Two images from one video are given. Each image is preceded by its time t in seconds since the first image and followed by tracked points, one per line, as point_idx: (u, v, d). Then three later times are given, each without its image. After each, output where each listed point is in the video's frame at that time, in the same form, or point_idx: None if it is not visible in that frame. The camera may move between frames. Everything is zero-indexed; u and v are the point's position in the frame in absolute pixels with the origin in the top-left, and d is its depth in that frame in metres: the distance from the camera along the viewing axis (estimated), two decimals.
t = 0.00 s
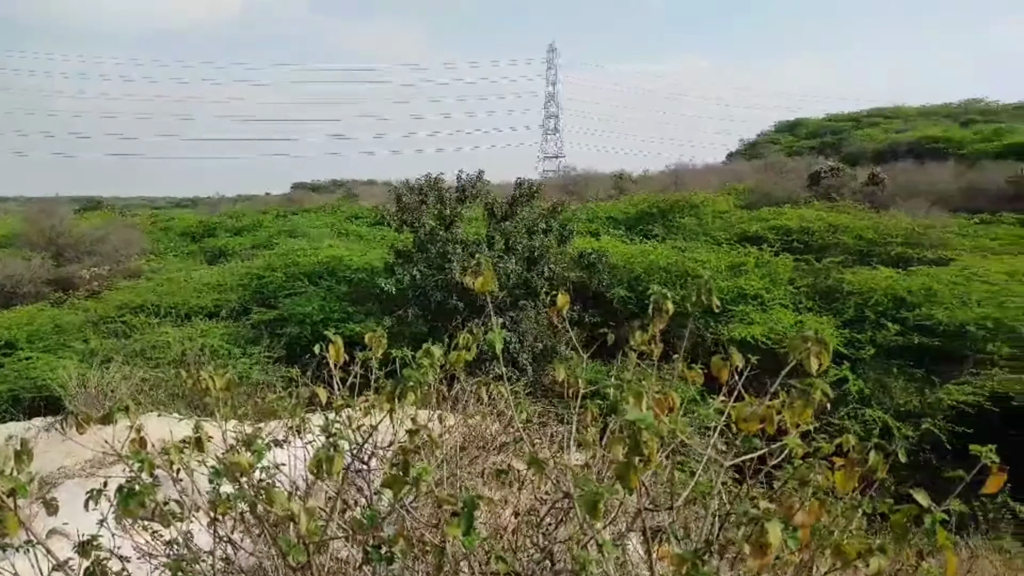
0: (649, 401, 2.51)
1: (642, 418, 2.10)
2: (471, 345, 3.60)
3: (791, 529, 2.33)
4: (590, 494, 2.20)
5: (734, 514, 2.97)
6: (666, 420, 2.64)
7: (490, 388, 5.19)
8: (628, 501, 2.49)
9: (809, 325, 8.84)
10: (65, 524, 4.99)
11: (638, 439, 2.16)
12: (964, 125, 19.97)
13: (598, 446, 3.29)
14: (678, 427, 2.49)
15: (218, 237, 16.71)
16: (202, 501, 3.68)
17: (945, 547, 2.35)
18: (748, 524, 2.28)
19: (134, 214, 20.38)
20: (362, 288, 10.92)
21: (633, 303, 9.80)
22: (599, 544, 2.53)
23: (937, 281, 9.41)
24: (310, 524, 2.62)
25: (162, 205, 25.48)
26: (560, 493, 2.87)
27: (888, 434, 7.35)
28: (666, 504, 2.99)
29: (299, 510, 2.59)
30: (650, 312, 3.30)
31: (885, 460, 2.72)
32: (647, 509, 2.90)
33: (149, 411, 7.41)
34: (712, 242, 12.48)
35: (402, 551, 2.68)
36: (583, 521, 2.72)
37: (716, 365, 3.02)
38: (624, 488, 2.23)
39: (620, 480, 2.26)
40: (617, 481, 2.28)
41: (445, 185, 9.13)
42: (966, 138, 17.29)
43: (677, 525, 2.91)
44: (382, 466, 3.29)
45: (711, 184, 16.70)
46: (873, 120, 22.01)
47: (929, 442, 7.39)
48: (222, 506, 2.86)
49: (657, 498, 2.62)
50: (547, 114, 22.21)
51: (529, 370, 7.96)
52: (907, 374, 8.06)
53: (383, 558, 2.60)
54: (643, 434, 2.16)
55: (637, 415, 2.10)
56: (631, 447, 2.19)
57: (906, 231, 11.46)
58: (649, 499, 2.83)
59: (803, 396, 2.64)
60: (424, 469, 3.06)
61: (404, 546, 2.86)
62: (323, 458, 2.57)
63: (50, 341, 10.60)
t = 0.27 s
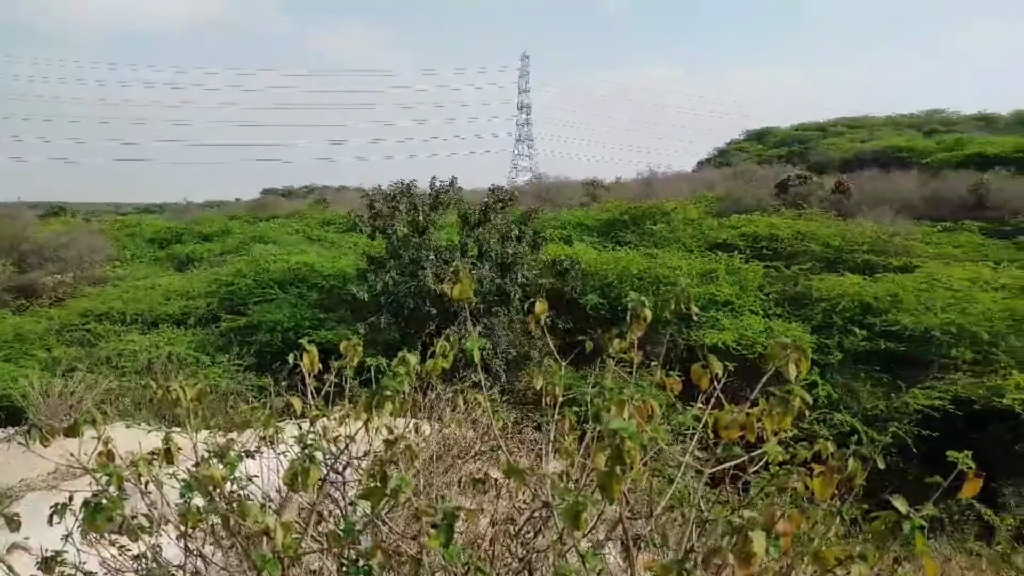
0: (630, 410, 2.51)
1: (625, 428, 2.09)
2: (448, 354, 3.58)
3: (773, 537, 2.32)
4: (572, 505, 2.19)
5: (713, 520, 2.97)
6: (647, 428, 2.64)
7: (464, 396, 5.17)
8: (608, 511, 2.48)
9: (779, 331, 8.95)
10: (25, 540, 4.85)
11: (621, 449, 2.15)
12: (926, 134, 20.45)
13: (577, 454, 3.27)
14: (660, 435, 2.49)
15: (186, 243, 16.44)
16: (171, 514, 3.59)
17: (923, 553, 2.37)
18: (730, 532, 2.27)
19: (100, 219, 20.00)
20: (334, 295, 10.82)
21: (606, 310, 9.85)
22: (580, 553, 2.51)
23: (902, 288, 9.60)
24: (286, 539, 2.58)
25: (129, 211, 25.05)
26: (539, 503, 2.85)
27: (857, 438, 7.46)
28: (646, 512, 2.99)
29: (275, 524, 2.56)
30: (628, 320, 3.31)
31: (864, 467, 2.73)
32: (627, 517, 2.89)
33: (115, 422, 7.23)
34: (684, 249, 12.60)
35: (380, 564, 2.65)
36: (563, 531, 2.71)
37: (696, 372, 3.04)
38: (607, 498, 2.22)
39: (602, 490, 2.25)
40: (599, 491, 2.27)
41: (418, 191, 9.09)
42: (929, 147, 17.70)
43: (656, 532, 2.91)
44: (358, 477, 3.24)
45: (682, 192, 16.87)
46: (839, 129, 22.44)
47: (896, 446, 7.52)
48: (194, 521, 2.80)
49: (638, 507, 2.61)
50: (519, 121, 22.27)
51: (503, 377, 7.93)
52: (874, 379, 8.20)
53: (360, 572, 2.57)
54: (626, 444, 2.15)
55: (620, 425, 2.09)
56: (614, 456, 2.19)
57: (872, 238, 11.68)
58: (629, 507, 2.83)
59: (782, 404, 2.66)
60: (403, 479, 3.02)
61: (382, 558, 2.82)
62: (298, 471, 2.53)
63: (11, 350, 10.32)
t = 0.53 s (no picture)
0: (619, 411, 2.50)
1: (615, 430, 2.09)
2: (433, 356, 3.56)
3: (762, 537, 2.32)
4: (562, 508, 2.19)
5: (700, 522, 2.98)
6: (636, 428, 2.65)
7: (446, 398, 5.14)
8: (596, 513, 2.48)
9: (759, 331, 9.02)
10: None
11: (611, 450, 2.15)
12: (902, 136, 20.74)
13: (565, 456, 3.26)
14: (648, 437, 2.49)
15: (164, 244, 16.25)
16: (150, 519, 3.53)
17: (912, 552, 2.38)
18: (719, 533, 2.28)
19: (75, 220, 19.70)
20: (314, 296, 10.74)
21: (588, 310, 9.88)
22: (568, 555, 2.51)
23: (880, 288, 9.71)
24: (269, 546, 2.55)
25: (105, 212, 24.70)
26: (527, 505, 2.84)
27: (837, 437, 7.53)
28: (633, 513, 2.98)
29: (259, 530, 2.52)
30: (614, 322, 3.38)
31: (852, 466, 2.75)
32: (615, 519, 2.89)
33: (92, 426, 7.11)
34: (665, 249, 12.66)
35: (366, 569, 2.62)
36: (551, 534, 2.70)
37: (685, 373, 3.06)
38: (597, 500, 2.22)
39: (592, 492, 2.25)
40: (590, 493, 2.27)
41: (399, 191, 9.06)
42: (905, 149, 17.94)
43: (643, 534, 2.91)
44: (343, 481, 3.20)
45: (663, 193, 16.96)
46: (817, 132, 22.68)
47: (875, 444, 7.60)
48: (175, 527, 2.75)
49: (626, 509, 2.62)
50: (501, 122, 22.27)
51: (485, 377, 7.91)
52: (852, 378, 8.29)
53: None
54: (616, 446, 2.15)
55: (611, 427, 2.09)
56: (604, 458, 2.18)
57: (850, 238, 11.82)
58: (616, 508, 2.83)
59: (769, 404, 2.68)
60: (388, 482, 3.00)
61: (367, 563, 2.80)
62: (282, 476, 2.50)
63: None
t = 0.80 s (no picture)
0: (597, 412, 2.51)
1: (595, 431, 2.10)
2: (408, 357, 3.53)
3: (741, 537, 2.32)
4: (539, 510, 2.18)
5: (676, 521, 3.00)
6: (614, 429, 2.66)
7: (421, 398, 5.12)
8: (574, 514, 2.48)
9: (732, 331, 9.11)
10: None
11: (590, 452, 2.16)
12: (870, 139, 21.10)
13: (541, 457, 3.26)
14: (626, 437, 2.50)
15: (133, 244, 15.97)
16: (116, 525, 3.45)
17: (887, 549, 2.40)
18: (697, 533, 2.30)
19: (40, 219, 19.28)
20: (287, 296, 10.62)
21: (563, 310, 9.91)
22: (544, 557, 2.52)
23: (849, 287, 9.86)
24: (240, 552, 2.51)
25: (71, 211, 24.21)
26: (504, 507, 2.83)
27: (808, 435, 7.63)
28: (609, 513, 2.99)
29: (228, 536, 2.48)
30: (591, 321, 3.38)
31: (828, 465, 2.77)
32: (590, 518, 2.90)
33: (56, 431, 6.93)
34: (639, 249, 12.74)
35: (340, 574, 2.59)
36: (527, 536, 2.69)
37: (663, 373, 3.08)
38: (575, 502, 2.22)
39: (571, 493, 2.26)
40: (568, 494, 2.28)
41: (373, 191, 9.00)
42: (873, 152, 18.26)
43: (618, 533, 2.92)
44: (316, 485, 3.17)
45: (637, 193, 17.06)
46: (788, 133, 22.98)
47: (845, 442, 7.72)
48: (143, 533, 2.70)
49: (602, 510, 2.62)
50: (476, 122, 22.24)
51: (460, 378, 7.88)
52: (823, 376, 8.41)
53: None
54: (594, 447, 2.16)
55: (591, 429, 2.09)
56: (582, 460, 2.19)
57: (821, 239, 11.98)
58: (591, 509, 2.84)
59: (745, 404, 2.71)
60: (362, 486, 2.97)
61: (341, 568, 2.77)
62: (253, 481, 2.47)
63: None
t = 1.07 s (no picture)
0: (562, 410, 2.52)
1: (562, 430, 2.11)
2: (371, 355, 3.50)
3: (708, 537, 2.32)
4: (505, 510, 2.19)
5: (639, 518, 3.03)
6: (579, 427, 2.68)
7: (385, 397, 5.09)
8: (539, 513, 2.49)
9: (694, 329, 9.25)
10: None
11: (557, 450, 2.17)
12: (829, 140, 21.55)
13: (506, 454, 3.26)
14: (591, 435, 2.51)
15: (87, 240, 15.55)
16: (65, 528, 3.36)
17: (848, 545, 2.44)
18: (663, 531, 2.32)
19: None
20: (248, 294, 10.46)
21: (529, 308, 9.92)
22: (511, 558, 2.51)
23: (808, 286, 10.07)
24: (196, 557, 2.46)
25: (23, 206, 23.50)
26: (469, 506, 2.82)
27: (768, 431, 7.78)
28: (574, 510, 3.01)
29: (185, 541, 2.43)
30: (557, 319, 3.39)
31: (793, 462, 2.81)
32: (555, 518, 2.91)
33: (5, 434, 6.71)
34: (603, 248, 12.84)
35: None
36: (492, 535, 2.68)
37: (629, 371, 3.11)
38: (542, 501, 2.23)
39: (537, 491, 2.27)
40: (534, 493, 2.29)
41: (337, 188, 8.90)
42: (831, 153, 18.66)
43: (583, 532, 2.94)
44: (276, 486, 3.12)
45: (602, 192, 17.18)
46: (749, 134, 23.37)
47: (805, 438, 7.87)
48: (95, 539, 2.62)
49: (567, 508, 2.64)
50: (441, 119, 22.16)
51: (425, 376, 7.84)
52: (782, 373, 8.57)
53: None
54: (560, 445, 2.17)
55: (558, 427, 2.10)
56: (550, 459, 2.20)
57: (781, 238, 12.19)
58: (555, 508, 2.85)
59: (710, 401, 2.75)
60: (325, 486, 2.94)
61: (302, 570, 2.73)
62: (212, 483, 2.43)
63: None
